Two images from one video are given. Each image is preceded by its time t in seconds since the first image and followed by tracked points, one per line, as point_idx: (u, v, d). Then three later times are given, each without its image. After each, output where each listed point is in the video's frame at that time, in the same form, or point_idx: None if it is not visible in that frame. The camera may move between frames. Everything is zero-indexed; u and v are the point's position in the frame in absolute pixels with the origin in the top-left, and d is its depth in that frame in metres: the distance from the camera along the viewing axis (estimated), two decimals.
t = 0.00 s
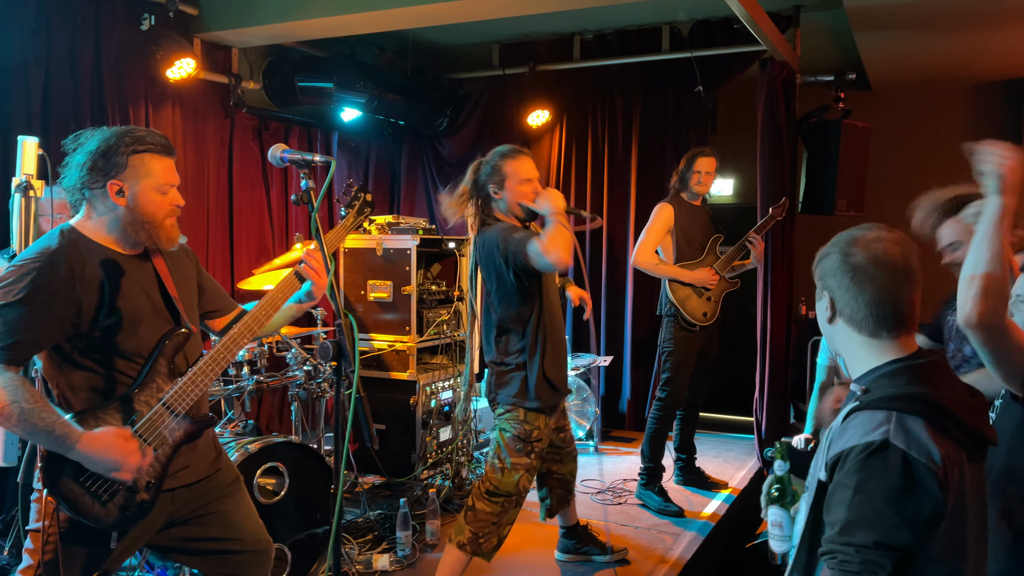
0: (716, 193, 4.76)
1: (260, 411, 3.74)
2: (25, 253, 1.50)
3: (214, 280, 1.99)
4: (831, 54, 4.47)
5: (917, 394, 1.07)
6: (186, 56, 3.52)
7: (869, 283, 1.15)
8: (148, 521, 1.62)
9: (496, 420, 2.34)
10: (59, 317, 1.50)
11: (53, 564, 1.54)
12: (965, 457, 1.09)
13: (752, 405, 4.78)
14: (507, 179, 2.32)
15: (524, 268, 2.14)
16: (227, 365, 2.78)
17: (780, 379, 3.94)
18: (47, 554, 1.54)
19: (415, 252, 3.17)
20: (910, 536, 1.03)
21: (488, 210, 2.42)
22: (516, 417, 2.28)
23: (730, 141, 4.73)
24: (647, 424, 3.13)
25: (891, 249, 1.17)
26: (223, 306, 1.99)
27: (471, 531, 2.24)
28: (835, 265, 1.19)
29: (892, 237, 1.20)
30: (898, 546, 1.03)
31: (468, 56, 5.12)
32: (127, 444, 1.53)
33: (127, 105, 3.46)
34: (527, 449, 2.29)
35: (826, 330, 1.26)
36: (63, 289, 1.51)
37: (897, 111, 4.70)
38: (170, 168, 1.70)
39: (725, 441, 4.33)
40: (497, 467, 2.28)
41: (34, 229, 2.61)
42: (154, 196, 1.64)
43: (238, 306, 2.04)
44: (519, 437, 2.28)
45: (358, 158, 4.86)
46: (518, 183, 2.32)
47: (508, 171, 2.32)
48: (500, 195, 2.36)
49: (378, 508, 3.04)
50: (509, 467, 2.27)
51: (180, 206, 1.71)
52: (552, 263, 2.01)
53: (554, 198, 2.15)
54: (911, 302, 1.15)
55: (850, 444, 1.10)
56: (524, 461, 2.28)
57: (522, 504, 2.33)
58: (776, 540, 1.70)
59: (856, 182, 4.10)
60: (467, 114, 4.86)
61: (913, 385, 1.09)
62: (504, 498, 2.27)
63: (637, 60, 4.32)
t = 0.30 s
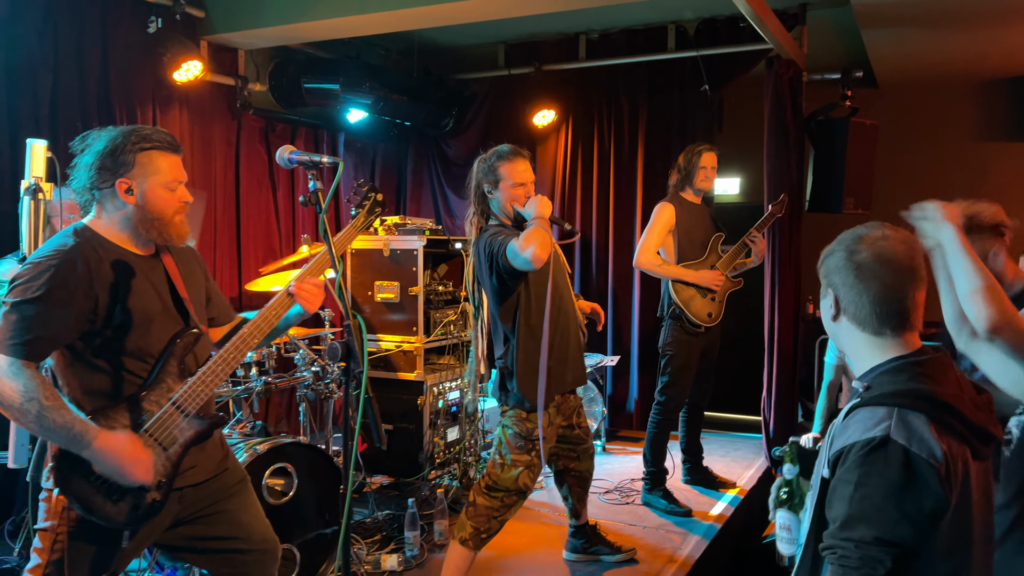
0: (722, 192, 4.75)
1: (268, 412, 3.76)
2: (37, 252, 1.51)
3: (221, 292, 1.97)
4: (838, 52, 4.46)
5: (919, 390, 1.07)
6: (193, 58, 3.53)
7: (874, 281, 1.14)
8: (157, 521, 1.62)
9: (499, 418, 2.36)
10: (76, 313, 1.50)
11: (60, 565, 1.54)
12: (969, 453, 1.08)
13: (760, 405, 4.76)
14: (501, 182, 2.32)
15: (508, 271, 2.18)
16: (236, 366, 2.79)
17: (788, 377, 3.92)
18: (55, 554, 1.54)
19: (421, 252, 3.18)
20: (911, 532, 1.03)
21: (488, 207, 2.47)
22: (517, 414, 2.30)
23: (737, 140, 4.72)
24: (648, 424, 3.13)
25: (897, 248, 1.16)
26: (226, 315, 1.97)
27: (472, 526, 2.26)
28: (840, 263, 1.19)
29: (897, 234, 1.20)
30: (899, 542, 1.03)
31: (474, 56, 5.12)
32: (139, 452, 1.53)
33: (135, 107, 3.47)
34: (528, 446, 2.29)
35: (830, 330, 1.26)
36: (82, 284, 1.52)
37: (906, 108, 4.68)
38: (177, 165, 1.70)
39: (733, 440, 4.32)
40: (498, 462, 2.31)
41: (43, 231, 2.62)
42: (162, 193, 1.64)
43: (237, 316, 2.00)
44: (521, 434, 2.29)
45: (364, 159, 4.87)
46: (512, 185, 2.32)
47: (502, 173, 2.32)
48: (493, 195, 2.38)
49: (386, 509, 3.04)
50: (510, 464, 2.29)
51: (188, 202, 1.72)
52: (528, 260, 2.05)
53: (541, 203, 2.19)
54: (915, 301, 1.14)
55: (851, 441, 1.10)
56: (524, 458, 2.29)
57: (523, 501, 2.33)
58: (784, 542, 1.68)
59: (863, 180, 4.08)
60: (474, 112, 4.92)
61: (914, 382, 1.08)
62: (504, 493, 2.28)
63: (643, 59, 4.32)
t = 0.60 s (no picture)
0: (729, 191, 4.73)
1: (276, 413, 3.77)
2: (46, 258, 1.52)
3: (233, 284, 2.00)
4: (844, 50, 4.44)
5: (918, 388, 1.06)
6: (199, 62, 3.51)
7: (879, 283, 1.14)
8: (169, 522, 1.63)
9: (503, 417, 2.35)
10: (81, 320, 1.51)
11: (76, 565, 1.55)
12: (969, 450, 1.08)
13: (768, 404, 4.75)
14: (505, 180, 2.32)
15: (517, 265, 2.19)
16: (244, 368, 2.80)
17: (796, 377, 3.91)
18: (70, 555, 1.55)
19: (428, 253, 3.18)
20: (910, 527, 1.02)
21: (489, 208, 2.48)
22: (522, 415, 2.29)
23: (743, 139, 4.71)
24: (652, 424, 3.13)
25: (903, 248, 1.15)
26: (246, 305, 2.01)
27: (478, 526, 2.27)
28: (847, 261, 1.18)
29: (905, 234, 1.18)
30: (897, 538, 1.03)
31: (479, 57, 5.13)
32: (151, 441, 1.53)
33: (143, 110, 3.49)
34: (532, 445, 2.29)
35: (832, 325, 1.25)
36: (83, 290, 1.52)
37: (913, 106, 4.66)
38: (189, 181, 1.69)
39: (741, 439, 4.31)
40: (503, 461, 2.30)
41: (52, 234, 2.64)
42: (164, 206, 1.64)
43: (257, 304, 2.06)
44: (525, 434, 2.28)
45: (371, 161, 4.88)
46: (516, 184, 2.32)
47: (507, 172, 2.32)
48: (497, 194, 2.38)
49: (395, 509, 3.05)
50: (514, 463, 2.28)
51: (192, 218, 1.71)
52: (535, 251, 2.07)
53: (546, 201, 2.20)
54: (919, 302, 1.14)
55: (850, 438, 1.09)
56: (528, 458, 2.28)
57: (528, 500, 2.33)
58: (790, 538, 1.60)
59: (870, 178, 4.07)
60: (479, 113, 4.91)
61: (914, 379, 1.08)
62: (508, 492, 2.29)
63: (648, 58, 4.32)
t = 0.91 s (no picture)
0: (736, 188, 4.72)
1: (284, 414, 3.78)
2: (51, 259, 1.53)
3: (240, 282, 2.00)
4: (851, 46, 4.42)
5: (933, 391, 1.06)
6: (206, 63, 3.55)
7: (890, 280, 1.13)
8: (176, 523, 1.64)
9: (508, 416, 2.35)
10: (83, 324, 1.52)
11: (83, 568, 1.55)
12: (985, 451, 1.07)
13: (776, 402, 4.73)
14: (514, 178, 2.32)
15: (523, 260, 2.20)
16: (251, 369, 2.82)
17: (804, 375, 3.89)
18: (77, 558, 1.55)
19: (434, 253, 3.18)
20: (935, 534, 1.02)
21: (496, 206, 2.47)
22: (527, 414, 2.29)
23: (750, 136, 4.69)
24: (662, 423, 3.13)
25: (914, 246, 1.14)
26: (254, 304, 2.02)
27: (485, 525, 2.27)
28: (856, 260, 1.17)
29: (913, 231, 1.17)
30: (923, 544, 1.02)
31: (484, 56, 5.13)
32: (151, 450, 1.52)
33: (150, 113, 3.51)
34: (537, 444, 2.28)
35: (844, 326, 1.24)
36: (86, 295, 1.53)
37: (921, 102, 4.63)
38: (193, 189, 1.69)
39: (749, 438, 4.30)
40: (508, 460, 2.30)
41: (60, 237, 2.65)
42: (167, 213, 1.64)
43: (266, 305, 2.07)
44: (530, 433, 2.28)
45: (377, 161, 4.89)
46: (525, 183, 2.32)
47: (516, 170, 2.32)
48: (505, 193, 2.37)
49: (403, 509, 3.06)
50: (520, 462, 2.28)
51: (195, 226, 1.71)
52: (539, 245, 2.08)
53: (552, 200, 2.20)
54: (931, 298, 1.13)
55: (867, 444, 1.08)
56: (534, 456, 2.28)
57: (535, 499, 2.32)
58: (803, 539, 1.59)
59: (878, 174, 4.04)
60: (485, 113, 4.91)
61: (929, 382, 1.07)
62: (514, 491, 2.29)
63: (654, 56, 4.31)
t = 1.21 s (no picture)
0: (744, 189, 4.71)
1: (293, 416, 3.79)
2: (64, 265, 1.52)
3: (247, 298, 2.01)
4: (858, 46, 4.41)
5: (947, 390, 1.05)
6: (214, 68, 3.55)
7: (910, 281, 1.13)
8: (188, 526, 1.64)
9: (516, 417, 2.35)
10: (101, 327, 1.52)
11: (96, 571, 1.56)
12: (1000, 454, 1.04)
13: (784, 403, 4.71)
14: (523, 179, 2.32)
15: (529, 259, 2.19)
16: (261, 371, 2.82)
17: (814, 375, 3.88)
18: (89, 561, 1.56)
19: (443, 254, 3.18)
20: (940, 532, 1.01)
21: (506, 206, 2.48)
22: (535, 415, 2.28)
23: (757, 137, 4.69)
24: (672, 424, 3.12)
25: (935, 244, 1.14)
26: (253, 320, 2.01)
27: (494, 526, 2.27)
28: (876, 258, 1.17)
29: (938, 230, 1.16)
30: (927, 541, 1.02)
31: (491, 58, 5.14)
32: (169, 460, 1.53)
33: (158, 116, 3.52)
34: (546, 445, 2.28)
35: (862, 322, 1.25)
36: (103, 298, 1.53)
37: (928, 101, 4.62)
38: (203, 182, 1.70)
39: (758, 439, 4.28)
40: (516, 461, 2.30)
41: (70, 241, 2.66)
42: (184, 208, 1.64)
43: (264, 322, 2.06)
44: (539, 433, 2.28)
45: (385, 163, 4.89)
46: (534, 183, 2.31)
47: (525, 171, 2.31)
48: (515, 193, 2.38)
49: (412, 511, 3.06)
50: (528, 463, 2.28)
51: (211, 217, 1.71)
52: (543, 244, 2.08)
53: (560, 200, 2.19)
54: (952, 299, 1.12)
55: (879, 440, 1.09)
56: (542, 457, 2.28)
57: (544, 500, 2.32)
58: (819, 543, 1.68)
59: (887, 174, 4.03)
60: (492, 115, 4.92)
61: (945, 381, 1.07)
62: (523, 492, 2.28)
63: (661, 57, 4.30)
